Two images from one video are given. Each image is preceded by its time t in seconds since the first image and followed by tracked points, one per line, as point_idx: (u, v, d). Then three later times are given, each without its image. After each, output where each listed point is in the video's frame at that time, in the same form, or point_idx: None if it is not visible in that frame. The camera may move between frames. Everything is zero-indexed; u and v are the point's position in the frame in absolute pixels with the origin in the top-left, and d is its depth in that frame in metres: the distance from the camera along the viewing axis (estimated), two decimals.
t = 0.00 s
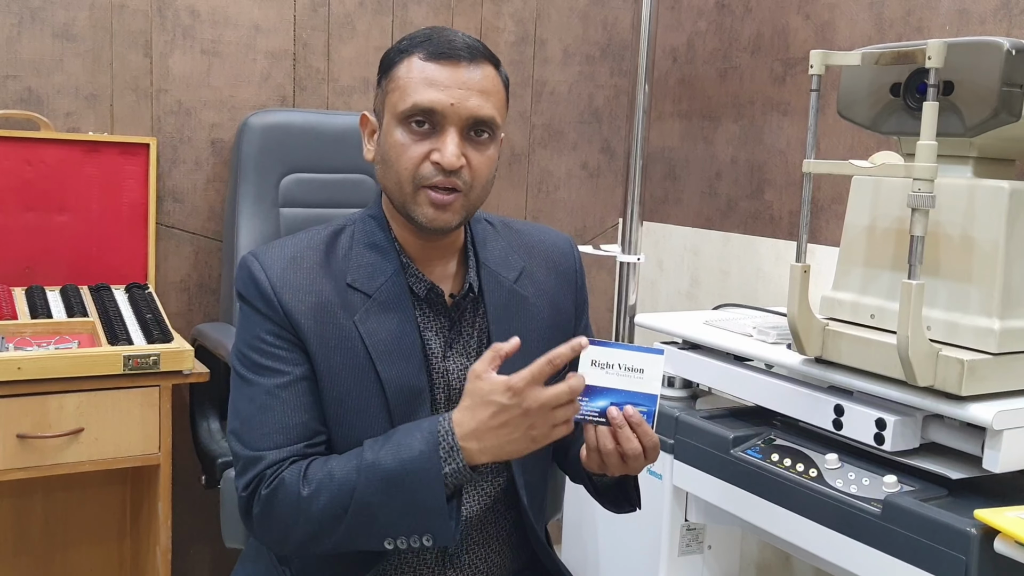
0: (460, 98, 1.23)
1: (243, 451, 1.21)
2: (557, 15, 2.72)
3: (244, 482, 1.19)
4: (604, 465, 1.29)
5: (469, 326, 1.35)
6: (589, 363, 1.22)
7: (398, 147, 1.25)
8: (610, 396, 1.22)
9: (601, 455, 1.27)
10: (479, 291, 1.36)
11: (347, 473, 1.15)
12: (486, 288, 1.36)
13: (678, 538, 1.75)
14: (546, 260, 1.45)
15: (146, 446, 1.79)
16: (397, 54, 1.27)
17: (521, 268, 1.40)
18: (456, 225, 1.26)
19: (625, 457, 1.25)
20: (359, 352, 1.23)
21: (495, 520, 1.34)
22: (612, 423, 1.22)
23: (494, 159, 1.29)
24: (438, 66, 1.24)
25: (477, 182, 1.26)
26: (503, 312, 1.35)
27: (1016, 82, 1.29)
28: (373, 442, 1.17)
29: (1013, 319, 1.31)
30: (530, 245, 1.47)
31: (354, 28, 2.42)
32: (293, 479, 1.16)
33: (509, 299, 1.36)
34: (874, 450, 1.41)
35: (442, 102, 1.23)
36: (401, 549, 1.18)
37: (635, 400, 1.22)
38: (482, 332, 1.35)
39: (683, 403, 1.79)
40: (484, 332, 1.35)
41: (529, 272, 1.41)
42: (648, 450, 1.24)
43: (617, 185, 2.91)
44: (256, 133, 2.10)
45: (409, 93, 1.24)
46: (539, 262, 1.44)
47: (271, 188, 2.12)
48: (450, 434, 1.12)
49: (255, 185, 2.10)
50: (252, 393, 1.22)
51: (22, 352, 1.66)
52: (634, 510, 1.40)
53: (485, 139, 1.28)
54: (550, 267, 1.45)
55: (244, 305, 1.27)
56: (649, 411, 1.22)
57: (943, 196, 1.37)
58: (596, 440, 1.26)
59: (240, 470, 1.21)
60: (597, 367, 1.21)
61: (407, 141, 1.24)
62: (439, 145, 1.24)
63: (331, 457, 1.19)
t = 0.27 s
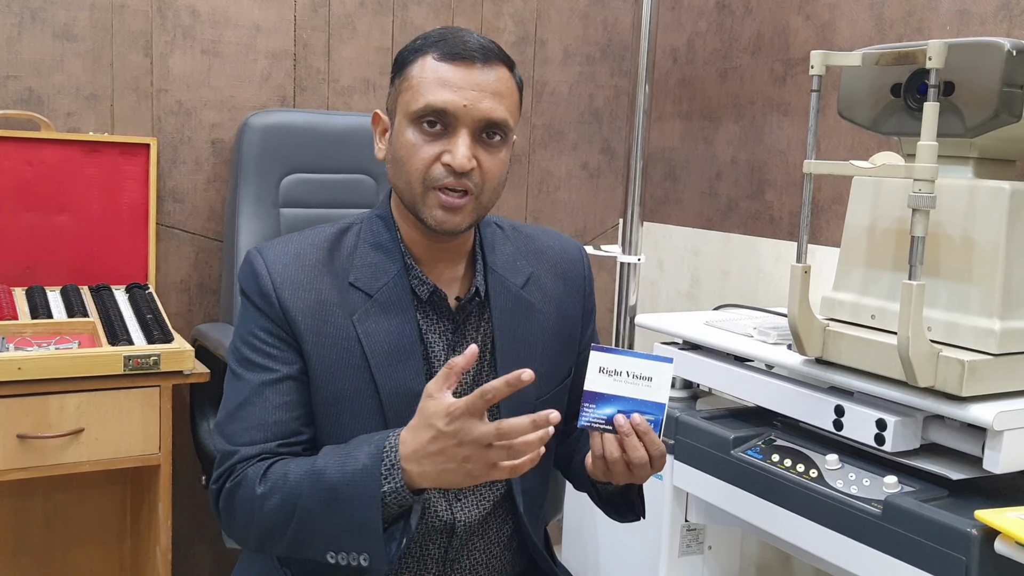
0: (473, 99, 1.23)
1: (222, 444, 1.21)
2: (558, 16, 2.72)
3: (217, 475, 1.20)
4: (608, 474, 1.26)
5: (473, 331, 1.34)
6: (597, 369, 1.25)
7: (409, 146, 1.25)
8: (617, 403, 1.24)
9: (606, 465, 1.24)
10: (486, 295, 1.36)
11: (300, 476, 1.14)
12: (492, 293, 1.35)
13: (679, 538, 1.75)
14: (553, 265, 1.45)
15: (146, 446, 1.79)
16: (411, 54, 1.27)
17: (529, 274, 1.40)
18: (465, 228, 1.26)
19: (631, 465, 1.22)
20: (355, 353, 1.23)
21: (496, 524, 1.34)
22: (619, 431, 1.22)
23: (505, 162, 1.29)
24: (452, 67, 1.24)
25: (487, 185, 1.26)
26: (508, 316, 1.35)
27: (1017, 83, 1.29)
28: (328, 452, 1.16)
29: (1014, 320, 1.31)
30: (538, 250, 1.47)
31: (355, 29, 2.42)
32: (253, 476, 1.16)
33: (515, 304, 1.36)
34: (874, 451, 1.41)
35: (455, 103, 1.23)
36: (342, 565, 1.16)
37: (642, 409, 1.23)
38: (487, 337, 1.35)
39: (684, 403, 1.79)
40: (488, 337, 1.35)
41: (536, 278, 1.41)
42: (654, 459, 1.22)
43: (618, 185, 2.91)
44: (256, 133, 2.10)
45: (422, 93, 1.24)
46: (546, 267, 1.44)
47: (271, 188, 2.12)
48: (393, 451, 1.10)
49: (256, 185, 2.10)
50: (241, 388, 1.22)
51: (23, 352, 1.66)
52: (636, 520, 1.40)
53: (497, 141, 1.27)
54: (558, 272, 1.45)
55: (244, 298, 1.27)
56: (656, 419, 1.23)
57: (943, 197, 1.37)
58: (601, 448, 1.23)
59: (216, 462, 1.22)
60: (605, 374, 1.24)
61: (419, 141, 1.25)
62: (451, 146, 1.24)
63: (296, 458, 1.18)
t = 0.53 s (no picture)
0: (480, 112, 1.23)
1: (202, 442, 1.22)
2: (559, 16, 2.72)
3: (199, 473, 1.21)
4: (607, 480, 1.28)
5: (474, 335, 1.34)
6: (597, 376, 1.25)
7: (415, 156, 1.25)
8: (616, 411, 1.24)
9: (605, 472, 1.26)
10: (488, 300, 1.35)
11: (280, 469, 1.15)
12: (494, 297, 1.35)
13: (679, 538, 1.75)
14: (556, 270, 1.45)
15: (147, 446, 1.79)
16: (420, 60, 1.27)
17: (532, 278, 1.40)
18: (467, 239, 1.26)
19: (630, 475, 1.24)
20: (352, 356, 1.23)
21: (496, 527, 1.33)
22: (618, 439, 1.23)
23: (510, 175, 1.29)
24: (461, 78, 1.23)
25: (491, 198, 1.26)
26: (510, 320, 1.35)
27: (1018, 84, 1.29)
28: (307, 443, 1.18)
29: (1015, 321, 1.31)
30: (542, 253, 1.47)
31: (356, 29, 2.43)
32: (233, 472, 1.17)
33: (517, 308, 1.36)
34: (875, 451, 1.41)
35: (462, 116, 1.22)
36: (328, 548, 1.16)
37: (642, 418, 1.23)
38: (488, 341, 1.35)
39: (684, 404, 1.79)
40: (490, 341, 1.35)
41: (538, 282, 1.41)
42: (653, 468, 1.23)
43: (619, 186, 2.91)
44: (257, 133, 2.10)
45: (429, 104, 1.23)
46: (549, 272, 1.44)
47: (272, 188, 2.12)
48: (372, 438, 1.11)
49: (257, 184, 2.10)
50: (231, 389, 1.22)
51: (23, 352, 1.66)
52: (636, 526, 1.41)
53: (503, 154, 1.27)
54: (560, 276, 1.45)
55: (242, 297, 1.28)
56: (656, 428, 1.23)
57: (944, 197, 1.37)
58: (600, 456, 1.25)
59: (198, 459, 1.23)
60: (605, 382, 1.24)
61: (424, 151, 1.24)
62: (456, 159, 1.23)
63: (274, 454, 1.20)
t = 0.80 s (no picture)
0: (478, 114, 1.23)
1: (205, 445, 1.23)
2: (559, 17, 2.72)
3: (202, 478, 1.22)
4: (600, 483, 1.26)
5: (472, 336, 1.34)
6: (592, 379, 1.25)
7: (412, 156, 1.25)
8: (611, 414, 1.24)
9: (598, 474, 1.24)
10: (486, 300, 1.36)
11: (289, 502, 1.17)
12: (493, 297, 1.35)
13: (679, 540, 1.75)
14: (555, 270, 1.45)
15: (148, 447, 1.79)
16: (419, 61, 1.27)
17: (530, 279, 1.40)
18: (463, 240, 1.26)
19: (624, 477, 1.22)
20: (349, 357, 1.23)
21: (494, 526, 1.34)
22: (612, 441, 1.22)
23: (508, 176, 1.29)
24: (460, 79, 1.23)
25: (487, 199, 1.26)
26: (508, 322, 1.35)
27: (1019, 86, 1.29)
28: (320, 480, 1.19)
29: (1015, 322, 1.31)
30: (540, 254, 1.47)
31: (356, 30, 2.43)
32: (240, 489, 1.18)
33: (515, 309, 1.36)
34: (876, 453, 1.41)
35: (460, 117, 1.22)
36: None
37: (636, 420, 1.23)
38: (486, 342, 1.35)
39: (685, 405, 1.79)
40: (487, 342, 1.35)
41: (537, 282, 1.41)
42: (647, 471, 1.23)
43: (619, 187, 2.91)
44: (258, 134, 2.10)
45: (427, 104, 1.23)
46: (548, 272, 1.44)
47: (273, 189, 2.12)
48: (387, 501, 1.11)
49: (258, 185, 2.10)
50: (230, 392, 1.23)
51: (25, 352, 1.66)
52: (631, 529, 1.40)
53: (501, 155, 1.27)
54: (559, 276, 1.45)
55: (241, 299, 1.28)
56: (650, 431, 1.22)
57: (945, 199, 1.37)
58: (594, 458, 1.23)
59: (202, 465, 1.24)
60: (600, 385, 1.25)
61: (422, 151, 1.25)
62: (453, 159, 1.23)
63: (282, 474, 1.21)
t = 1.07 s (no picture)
0: (463, 105, 1.23)
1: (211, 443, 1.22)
2: (560, 19, 2.72)
3: (207, 475, 1.21)
4: (606, 474, 1.28)
5: (470, 331, 1.35)
6: (594, 369, 1.24)
7: (401, 151, 1.25)
8: (615, 403, 1.23)
9: (604, 465, 1.26)
10: (483, 295, 1.36)
11: (287, 475, 1.15)
12: (489, 292, 1.35)
13: (680, 541, 1.75)
14: (552, 267, 1.45)
15: (148, 448, 1.79)
16: (406, 57, 1.27)
17: (527, 275, 1.40)
18: (458, 230, 1.26)
19: (629, 466, 1.24)
20: (350, 351, 1.23)
21: (495, 524, 1.33)
22: (616, 431, 1.22)
23: (498, 166, 1.29)
24: (445, 72, 1.24)
25: (479, 189, 1.26)
26: (506, 317, 1.35)
27: (1019, 87, 1.29)
28: (315, 450, 1.17)
29: (1016, 323, 1.31)
30: (537, 251, 1.47)
31: (357, 31, 2.43)
32: (241, 477, 1.17)
33: (514, 305, 1.36)
34: (877, 454, 1.41)
35: (445, 109, 1.23)
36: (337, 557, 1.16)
37: (640, 409, 1.23)
38: (484, 337, 1.35)
39: (686, 406, 1.79)
40: (485, 337, 1.35)
41: (533, 278, 1.41)
42: (652, 459, 1.23)
43: (620, 188, 2.91)
44: (258, 135, 2.10)
45: (413, 99, 1.24)
46: (544, 269, 1.44)
47: (273, 190, 2.12)
48: (378, 450, 1.10)
49: (258, 187, 2.10)
50: (233, 389, 1.23)
51: (25, 354, 1.66)
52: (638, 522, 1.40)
53: (490, 146, 1.27)
54: (556, 273, 1.45)
55: (241, 298, 1.28)
56: (654, 419, 1.23)
57: (946, 200, 1.37)
58: (599, 449, 1.25)
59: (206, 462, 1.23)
60: (602, 374, 1.24)
61: (411, 146, 1.25)
62: (441, 152, 1.24)
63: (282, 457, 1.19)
